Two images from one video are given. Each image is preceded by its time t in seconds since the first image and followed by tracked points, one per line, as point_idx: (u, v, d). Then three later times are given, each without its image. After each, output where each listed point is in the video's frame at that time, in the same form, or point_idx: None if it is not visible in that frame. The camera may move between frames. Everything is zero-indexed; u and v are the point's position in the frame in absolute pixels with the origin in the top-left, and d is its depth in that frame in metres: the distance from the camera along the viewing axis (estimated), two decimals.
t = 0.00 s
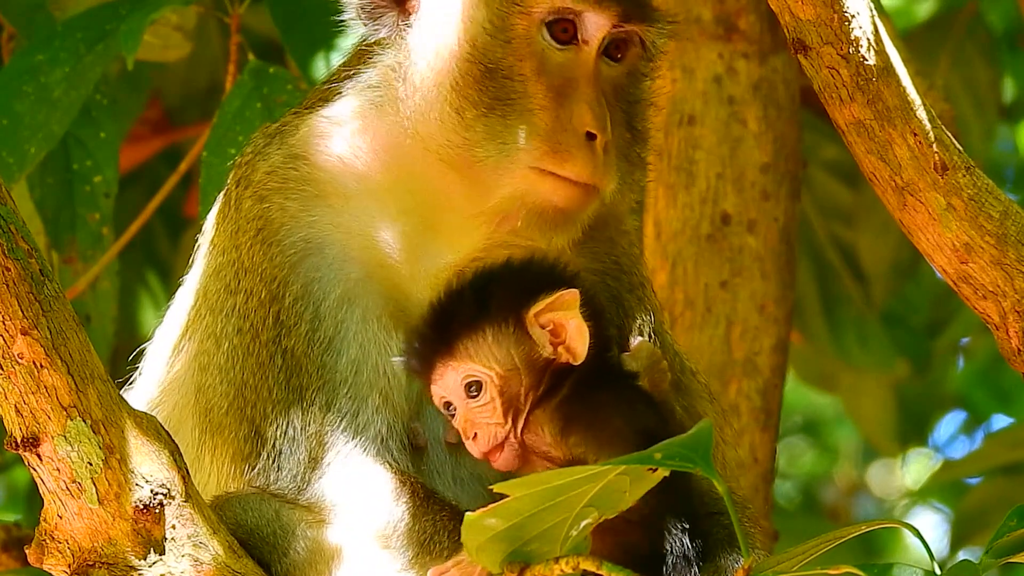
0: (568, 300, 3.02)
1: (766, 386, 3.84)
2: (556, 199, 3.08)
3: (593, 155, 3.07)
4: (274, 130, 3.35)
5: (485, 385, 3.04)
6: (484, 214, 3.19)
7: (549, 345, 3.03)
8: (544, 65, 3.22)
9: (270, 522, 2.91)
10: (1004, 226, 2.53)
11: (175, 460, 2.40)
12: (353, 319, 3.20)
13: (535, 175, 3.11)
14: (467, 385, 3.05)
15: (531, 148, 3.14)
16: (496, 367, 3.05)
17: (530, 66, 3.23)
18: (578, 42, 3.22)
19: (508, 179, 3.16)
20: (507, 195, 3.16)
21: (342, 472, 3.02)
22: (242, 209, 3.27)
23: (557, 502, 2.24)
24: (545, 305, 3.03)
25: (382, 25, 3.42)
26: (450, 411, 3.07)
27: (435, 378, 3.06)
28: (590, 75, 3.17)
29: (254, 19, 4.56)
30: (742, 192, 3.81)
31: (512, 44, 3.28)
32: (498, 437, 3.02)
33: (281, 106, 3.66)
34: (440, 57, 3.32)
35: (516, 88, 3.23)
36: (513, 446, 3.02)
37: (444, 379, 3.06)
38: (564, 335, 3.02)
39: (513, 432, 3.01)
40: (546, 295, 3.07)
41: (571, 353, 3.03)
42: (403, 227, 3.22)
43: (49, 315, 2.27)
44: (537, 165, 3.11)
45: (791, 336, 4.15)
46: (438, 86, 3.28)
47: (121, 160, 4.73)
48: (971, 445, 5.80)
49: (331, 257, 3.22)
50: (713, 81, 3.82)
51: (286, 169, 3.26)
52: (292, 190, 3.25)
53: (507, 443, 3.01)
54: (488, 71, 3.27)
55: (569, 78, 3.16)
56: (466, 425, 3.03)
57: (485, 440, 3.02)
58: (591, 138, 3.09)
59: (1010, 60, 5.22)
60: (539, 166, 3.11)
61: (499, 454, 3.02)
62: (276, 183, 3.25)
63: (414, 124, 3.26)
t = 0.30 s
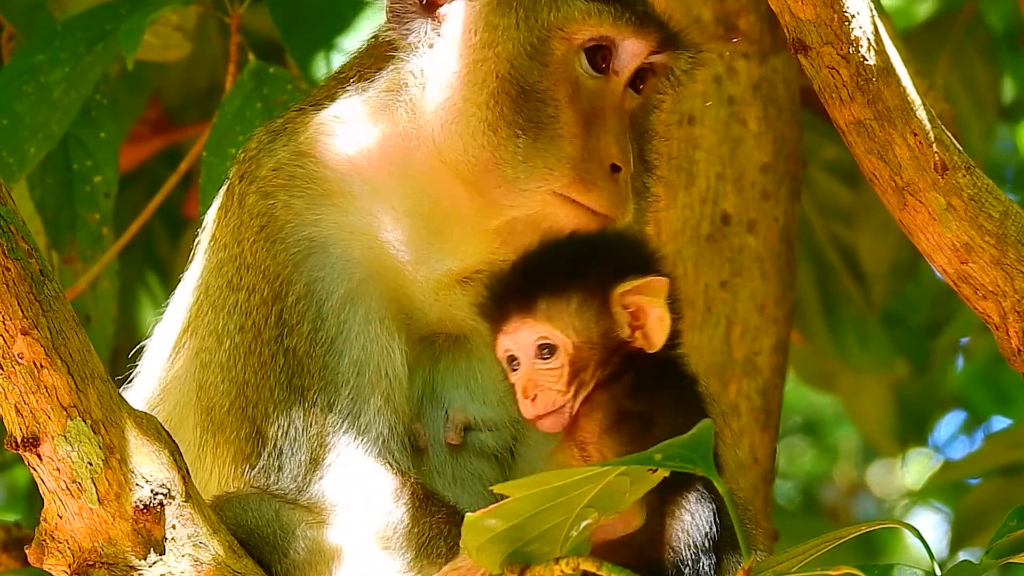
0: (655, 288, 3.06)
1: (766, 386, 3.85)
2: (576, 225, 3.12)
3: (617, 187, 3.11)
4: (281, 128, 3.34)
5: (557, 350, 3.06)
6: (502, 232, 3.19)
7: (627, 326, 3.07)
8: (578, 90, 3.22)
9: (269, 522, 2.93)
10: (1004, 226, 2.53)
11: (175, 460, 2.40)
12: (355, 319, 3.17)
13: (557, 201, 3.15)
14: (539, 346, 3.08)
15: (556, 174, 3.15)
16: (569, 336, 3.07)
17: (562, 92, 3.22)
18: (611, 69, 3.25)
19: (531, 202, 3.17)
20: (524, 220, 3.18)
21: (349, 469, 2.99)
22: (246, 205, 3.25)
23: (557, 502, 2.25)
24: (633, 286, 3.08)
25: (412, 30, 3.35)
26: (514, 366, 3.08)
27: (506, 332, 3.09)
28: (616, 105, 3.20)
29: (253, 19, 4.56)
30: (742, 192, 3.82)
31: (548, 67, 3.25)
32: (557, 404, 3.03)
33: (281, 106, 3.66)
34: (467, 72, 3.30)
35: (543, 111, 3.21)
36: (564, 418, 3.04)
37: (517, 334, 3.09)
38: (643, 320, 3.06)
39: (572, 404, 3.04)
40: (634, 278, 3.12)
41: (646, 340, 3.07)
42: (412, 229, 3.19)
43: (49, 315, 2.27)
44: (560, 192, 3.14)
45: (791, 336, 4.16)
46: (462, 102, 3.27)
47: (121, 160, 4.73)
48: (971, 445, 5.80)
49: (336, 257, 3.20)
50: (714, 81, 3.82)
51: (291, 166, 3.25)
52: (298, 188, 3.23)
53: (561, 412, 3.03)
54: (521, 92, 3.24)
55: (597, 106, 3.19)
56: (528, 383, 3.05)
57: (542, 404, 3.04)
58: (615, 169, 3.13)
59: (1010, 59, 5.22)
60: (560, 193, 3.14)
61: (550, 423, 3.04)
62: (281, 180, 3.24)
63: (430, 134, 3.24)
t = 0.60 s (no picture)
0: (632, 297, 3.02)
1: (766, 386, 3.84)
2: (582, 231, 3.14)
3: (627, 192, 3.12)
4: (286, 128, 3.34)
5: (532, 358, 3.01)
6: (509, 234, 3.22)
7: (603, 336, 3.03)
8: (588, 95, 3.24)
9: (269, 521, 2.92)
10: (1004, 226, 2.52)
11: (175, 460, 2.40)
12: (356, 318, 3.15)
13: (565, 206, 3.17)
14: (513, 354, 3.03)
15: (566, 180, 3.18)
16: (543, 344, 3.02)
17: (572, 97, 3.24)
18: (619, 74, 3.28)
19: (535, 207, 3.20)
20: (530, 224, 3.21)
21: (349, 467, 2.98)
22: (249, 203, 3.24)
23: (557, 503, 2.25)
24: (610, 296, 3.03)
25: (421, 34, 3.35)
26: (486, 373, 3.03)
27: (478, 338, 3.04)
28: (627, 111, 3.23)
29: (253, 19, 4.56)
30: (742, 192, 3.83)
31: (559, 73, 3.28)
32: (530, 412, 2.97)
33: (281, 106, 3.66)
34: (475, 76, 3.32)
35: (551, 117, 3.24)
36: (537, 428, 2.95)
37: (491, 341, 3.04)
38: (619, 330, 3.02)
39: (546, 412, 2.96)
40: (610, 289, 3.07)
41: (621, 351, 3.04)
42: (415, 229, 3.21)
43: (49, 315, 2.27)
44: (570, 198, 3.17)
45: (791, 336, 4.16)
46: (469, 106, 3.29)
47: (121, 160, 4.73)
48: (971, 445, 5.80)
49: (339, 255, 3.19)
50: (714, 81, 3.82)
51: (295, 165, 3.25)
52: (302, 186, 3.23)
53: (534, 420, 2.96)
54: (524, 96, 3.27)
55: (608, 113, 3.22)
56: (500, 392, 2.99)
57: (515, 412, 2.98)
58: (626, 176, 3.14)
59: (1010, 59, 5.22)
60: (570, 199, 3.17)
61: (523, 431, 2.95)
62: (285, 178, 3.24)
63: (434, 136, 3.26)
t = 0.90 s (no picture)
0: (630, 297, 3.09)
1: (766, 386, 3.84)
2: (581, 230, 3.17)
3: (627, 190, 3.15)
4: (283, 128, 3.33)
5: (531, 357, 3.10)
6: (507, 233, 3.24)
7: (601, 336, 3.10)
8: (586, 93, 3.27)
9: (269, 522, 2.92)
10: (1004, 226, 2.52)
11: (175, 460, 2.39)
12: (355, 319, 3.14)
13: (564, 205, 3.20)
14: (512, 355, 3.10)
15: (565, 179, 3.21)
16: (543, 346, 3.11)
17: (569, 96, 3.27)
18: (618, 73, 3.31)
19: (529, 209, 3.23)
20: (527, 222, 3.23)
21: (349, 467, 2.97)
22: (247, 204, 3.24)
23: (557, 502, 2.25)
24: (607, 296, 3.10)
25: (418, 35, 3.35)
26: (485, 374, 3.11)
27: (474, 344, 3.11)
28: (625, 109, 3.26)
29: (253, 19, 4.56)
30: (742, 192, 3.83)
31: (557, 72, 3.30)
32: (530, 413, 3.06)
33: (280, 106, 3.67)
34: (472, 76, 3.33)
35: (547, 117, 3.26)
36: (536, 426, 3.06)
37: (490, 342, 3.11)
38: (616, 330, 3.09)
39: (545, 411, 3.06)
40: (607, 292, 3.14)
41: (619, 351, 3.09)
42: (414, 228, 3.21)
43: (49, 315, 2.27)
44: (568, 197, 3.19)
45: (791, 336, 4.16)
46: (466, 105, 3.30)
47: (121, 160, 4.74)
48: (971, 445, 5.80)
49: (337, 255, 3.18)
50: (714, 81, 3.83)
51: (293, 166, 3.24)
52: (300, 187, 3.22)
53: (535, 421, 3.06)
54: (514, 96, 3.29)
55: (606, 112, 3.25)
56: (501, 393, 3.08)
57: (516, 412, 3.06)
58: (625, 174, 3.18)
59: (1010, 59, 5.23)
60: (569, 197, 3.19)
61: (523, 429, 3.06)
62: (283, 179, 3.23)
63: (431, 136, 3.26)
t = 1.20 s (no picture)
0: (600, 301, 3.14)
1: (766, 386, 3.84)
2: (587, 224, 3.18)
3: (631, 185, 3.17)
4: (284, 128, 3.33)
5: (507, 371, 3.14)
6: (508, 231, 3.24)
7: (575, 345, 3.15)
8: (589, 88, 3.25)
9: (269, 522, 2.92)
10: (1004, 226, 2.52)
11: (175, 460, 2.39)
12: (356, 319, 3.15)
13: (567, 201, 3.19)
14: (488, 370, 3.15)
15: (569, 173, 3.19)
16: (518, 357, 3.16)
17: (573, 91, 3.25)
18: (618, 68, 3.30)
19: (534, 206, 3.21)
20: (530, 219, 3.22)
21: (349, 466, 2.98)
22: (248, 203, 3.23)
23: (557, 502, 2.24)
24: (577, 304, 3.14)
25: (420, 33, 3.35)
26: (465, 394, 3.15)
27: (454, 365, 3.15)
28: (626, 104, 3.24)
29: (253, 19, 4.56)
30: (742, 192, 3.83)
31: (560, 67, 3.28)
32: (512, 426, 3.13)
33: (280, 106, 3.67)
34: (474, 73, 3.32)
35: (549, 112, 3.24)
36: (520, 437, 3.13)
37: (465, 361, 3.15)
38: (591, 336, 3.14)
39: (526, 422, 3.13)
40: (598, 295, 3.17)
41: (595, 357, 3.16)
42: (416, 228, 3.21)
43: (49, 315, 2.27)
44: (573, 191, 3.18)
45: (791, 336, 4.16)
46: (468, 102, 3.29)
47: (121, 160, 4.74)
48: (971, 445, 5.80)
49: (338, 255, 3.18)
50: (714, 81, 3.82)
51: (295, 165, 3.24)
52: (302, 186, 3.22)
53: (516, 435, 3.13)
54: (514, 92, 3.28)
55: (609, 108, 3.23)
56: (481, 410, 3.12)
57: (497, 427, 3.12)
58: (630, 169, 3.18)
59: (1010, 59, 5.23)
60: (573, 192, 3.18)
61: (507, 442, 3.13)
62: (285, 178, 3.23)
63: (433, 134, 3.25)
